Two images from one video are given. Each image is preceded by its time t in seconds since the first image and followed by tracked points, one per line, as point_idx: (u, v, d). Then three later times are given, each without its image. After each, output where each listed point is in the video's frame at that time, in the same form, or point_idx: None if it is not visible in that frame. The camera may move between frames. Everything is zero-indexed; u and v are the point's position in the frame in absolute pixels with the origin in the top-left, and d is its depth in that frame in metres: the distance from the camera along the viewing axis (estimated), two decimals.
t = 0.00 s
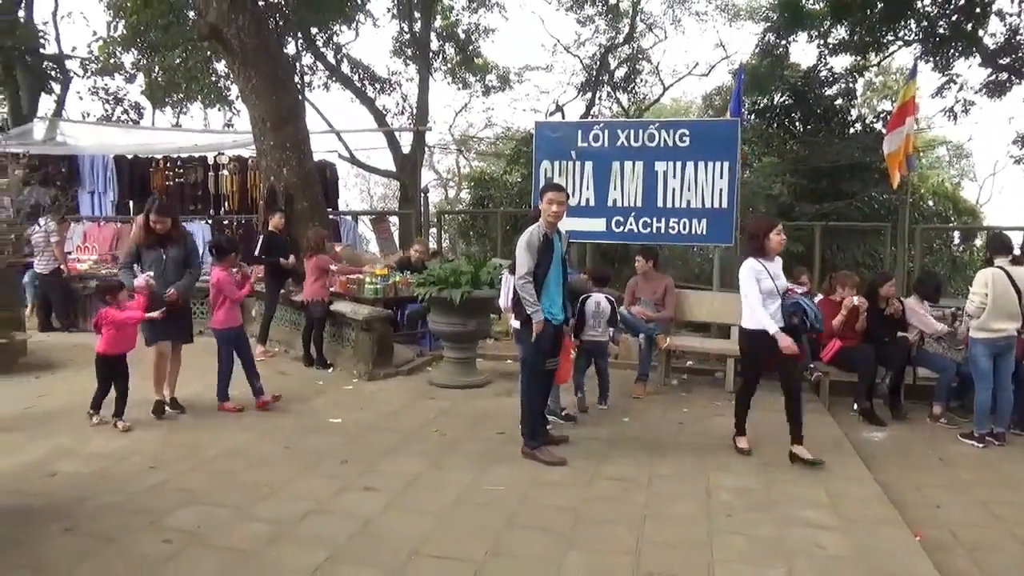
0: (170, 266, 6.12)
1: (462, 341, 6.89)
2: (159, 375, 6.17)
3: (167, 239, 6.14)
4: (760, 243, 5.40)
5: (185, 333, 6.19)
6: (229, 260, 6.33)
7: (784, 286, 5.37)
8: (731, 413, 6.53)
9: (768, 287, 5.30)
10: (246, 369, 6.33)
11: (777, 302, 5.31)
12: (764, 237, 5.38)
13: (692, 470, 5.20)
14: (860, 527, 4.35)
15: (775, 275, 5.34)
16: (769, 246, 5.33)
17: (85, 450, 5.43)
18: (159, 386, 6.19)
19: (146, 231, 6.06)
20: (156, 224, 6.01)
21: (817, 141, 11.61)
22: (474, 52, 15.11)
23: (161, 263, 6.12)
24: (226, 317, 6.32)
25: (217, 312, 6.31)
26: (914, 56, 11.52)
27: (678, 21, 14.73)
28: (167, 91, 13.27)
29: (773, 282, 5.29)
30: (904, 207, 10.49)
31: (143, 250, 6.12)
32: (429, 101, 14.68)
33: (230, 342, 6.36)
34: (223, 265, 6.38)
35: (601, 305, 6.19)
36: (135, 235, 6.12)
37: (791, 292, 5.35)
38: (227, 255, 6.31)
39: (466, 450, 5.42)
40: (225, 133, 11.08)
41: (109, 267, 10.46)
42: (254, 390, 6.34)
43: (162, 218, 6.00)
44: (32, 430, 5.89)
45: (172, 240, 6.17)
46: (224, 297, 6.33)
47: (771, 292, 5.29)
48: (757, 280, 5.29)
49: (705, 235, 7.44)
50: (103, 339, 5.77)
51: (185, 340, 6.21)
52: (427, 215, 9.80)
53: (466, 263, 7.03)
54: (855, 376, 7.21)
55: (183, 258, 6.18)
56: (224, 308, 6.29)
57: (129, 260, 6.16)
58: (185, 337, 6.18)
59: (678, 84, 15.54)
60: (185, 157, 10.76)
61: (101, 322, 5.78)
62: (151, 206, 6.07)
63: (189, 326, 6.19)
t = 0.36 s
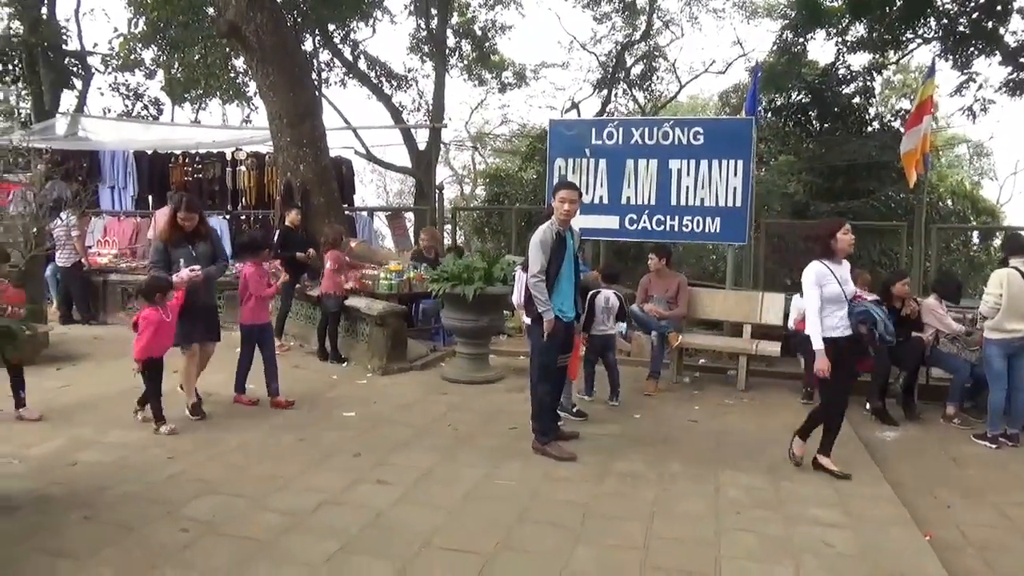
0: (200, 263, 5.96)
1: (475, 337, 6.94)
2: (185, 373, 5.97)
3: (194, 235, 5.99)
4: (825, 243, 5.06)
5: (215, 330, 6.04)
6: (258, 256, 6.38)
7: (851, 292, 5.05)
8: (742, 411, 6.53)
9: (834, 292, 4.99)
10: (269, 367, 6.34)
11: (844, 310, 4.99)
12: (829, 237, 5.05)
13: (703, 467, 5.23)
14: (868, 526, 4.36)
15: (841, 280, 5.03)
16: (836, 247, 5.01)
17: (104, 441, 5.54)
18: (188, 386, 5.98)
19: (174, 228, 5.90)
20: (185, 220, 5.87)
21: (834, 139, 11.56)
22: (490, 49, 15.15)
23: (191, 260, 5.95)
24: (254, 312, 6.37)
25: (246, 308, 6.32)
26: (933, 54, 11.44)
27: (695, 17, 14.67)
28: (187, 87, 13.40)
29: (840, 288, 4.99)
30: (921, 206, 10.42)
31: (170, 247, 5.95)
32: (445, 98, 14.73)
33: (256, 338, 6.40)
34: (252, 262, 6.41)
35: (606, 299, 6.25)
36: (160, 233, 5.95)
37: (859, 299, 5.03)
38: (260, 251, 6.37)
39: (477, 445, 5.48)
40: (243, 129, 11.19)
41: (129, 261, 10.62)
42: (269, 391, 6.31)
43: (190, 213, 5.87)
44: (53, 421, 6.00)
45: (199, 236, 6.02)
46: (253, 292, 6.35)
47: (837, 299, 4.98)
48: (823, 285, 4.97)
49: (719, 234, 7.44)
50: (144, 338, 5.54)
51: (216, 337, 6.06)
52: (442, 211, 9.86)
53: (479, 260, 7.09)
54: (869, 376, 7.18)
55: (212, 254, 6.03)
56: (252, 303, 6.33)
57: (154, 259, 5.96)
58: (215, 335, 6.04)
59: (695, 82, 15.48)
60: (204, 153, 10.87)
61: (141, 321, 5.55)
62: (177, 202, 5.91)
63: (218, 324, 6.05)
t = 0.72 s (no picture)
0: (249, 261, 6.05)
1: (507, 335, 6.96)
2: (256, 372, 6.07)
3: (242, 233, 6.09)
4: (916, 251, 4.47)
5: (263, 327, 6.11)
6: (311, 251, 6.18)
7: (943, 306, 4.47)
8: (776, 413, 6.44)
9: (921, 306, 4.42)
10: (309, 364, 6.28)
11: (932, 326, 4.42)
12: (923, 245, 4.44)
13: (734, 469, 5.17)
14: (903, 533, 4.27)
15: (933, 293, 4.44)
16: (930, 256, 4.40)
17: (143, 433, 5.67)
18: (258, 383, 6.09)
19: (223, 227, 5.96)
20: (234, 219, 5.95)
21: (876, 137, 11.33)
22: (527, 47, 15.14)
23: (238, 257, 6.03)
24: (303, 311, 6.18)
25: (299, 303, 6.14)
26: (981, 49, 11.13)
27: (734, 13, 14.48)
28: (228, 86, 13.63)
29: (930, 301, 4.41)
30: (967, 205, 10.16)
31: (218, 245, 5.96)
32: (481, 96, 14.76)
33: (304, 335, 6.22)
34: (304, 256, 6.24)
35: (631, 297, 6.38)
36: (208, 231, 5.95)
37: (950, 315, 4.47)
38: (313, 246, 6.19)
39: (506, 443, 5.49)
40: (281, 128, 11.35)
41: (171, 257, 10.84)
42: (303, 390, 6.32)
43: (239, 212, 5.98)
44: (96, 413, 6.15)
45: (243, 234, 6.13)
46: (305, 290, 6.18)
47: (925, 314, 4.40)
48: (908, 299, 4.43)
49: (755, 233, 7.35)
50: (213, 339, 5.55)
51: (263, 334, 6.10)
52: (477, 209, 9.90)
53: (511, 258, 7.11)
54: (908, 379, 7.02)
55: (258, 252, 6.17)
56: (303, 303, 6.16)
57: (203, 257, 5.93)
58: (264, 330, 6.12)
59: (734, 79, 15.30)
60: (244, 151, 11.05)
61: (209, 322, 5.57)
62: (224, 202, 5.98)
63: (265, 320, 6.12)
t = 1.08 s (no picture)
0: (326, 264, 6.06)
1: (559, 338, 6.95)
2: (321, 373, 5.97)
3: (321, 236, 6.10)
4: None
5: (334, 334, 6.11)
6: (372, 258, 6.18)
7: None
8: (835, 423, 6.26)
9: None
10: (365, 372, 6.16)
11: None
12: None
13: (787, 480, 5.04)
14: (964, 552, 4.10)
15: None
16: None
17: (205, 426, 5.86)
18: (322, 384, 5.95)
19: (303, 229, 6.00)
20: (313, 221, 5.97)
21: (952, 137, 10.88)
22: (589, 48, 15.07)
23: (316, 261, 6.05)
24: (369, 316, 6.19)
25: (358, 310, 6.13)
26: None
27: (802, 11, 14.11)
28: (295, 90, 13.98)
29: None
30: None
31: (298, 248, 6.05)
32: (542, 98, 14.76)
33: (361, 341, 6.20)
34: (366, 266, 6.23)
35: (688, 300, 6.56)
36: (289, 233, 6.05)
37: None
38: (370, 252, 6.10)
39: (555, 446, 5.48)
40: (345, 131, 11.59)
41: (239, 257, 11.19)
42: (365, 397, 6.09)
43: (318, 215, 6.00)
44: (162, 406, 6.39)
45: (324, 237, 6.16)
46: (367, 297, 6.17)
47: None
48: None
49: (817, 237, 7.15)
50: (304, 341, 5.54)
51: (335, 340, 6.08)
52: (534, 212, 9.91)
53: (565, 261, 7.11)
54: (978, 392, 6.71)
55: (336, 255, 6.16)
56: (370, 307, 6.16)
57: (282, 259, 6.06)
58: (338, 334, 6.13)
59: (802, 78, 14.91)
60: (308, 154, 11.32)
61: (300, 325, 5.58)
62: (304, 205, 6.01)
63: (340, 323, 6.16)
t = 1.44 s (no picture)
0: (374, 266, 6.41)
1: (591, 342, 6.92)
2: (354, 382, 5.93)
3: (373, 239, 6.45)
4: None
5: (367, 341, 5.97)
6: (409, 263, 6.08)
7: None
8: (872, 432, 6.12)
9: None
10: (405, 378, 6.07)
11: None
12: None
13: (819, 489, 4.95)
14: (1002, 568, 3.97)
15: None
16: None
17: (240, 424, 5.97)
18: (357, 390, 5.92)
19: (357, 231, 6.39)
20: (367, 224, 6.36)
21: (1001, 140, 10.56)
22: (629, 51, 15.00)
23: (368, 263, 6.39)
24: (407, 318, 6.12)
25: (399, 315, 6.08)
26: None
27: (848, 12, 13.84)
28: (337, 94, 14.17)
29: None
30: None
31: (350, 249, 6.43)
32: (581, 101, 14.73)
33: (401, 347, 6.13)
34: (402, 270, 6.12)
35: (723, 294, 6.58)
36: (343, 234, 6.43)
37: None
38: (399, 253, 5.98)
39: (583, 450, 5.46)
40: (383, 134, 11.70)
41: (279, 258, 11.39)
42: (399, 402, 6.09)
43: (373, 218, 6.40)
44: (200, 403, 6.53)
45: (373, 240, 6.54)
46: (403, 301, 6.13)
47: None
48: None
49: (856, 241, 7.01)
50: (377, 349, 5.47)
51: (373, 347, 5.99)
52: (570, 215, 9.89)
53: (597, 265, 7.08)
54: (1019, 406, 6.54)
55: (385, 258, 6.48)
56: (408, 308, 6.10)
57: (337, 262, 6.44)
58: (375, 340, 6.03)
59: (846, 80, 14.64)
60: (347, 157, 11.46)
61: (374, 332, 5.48)
62: (360, 208, 6.40)
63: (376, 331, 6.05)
